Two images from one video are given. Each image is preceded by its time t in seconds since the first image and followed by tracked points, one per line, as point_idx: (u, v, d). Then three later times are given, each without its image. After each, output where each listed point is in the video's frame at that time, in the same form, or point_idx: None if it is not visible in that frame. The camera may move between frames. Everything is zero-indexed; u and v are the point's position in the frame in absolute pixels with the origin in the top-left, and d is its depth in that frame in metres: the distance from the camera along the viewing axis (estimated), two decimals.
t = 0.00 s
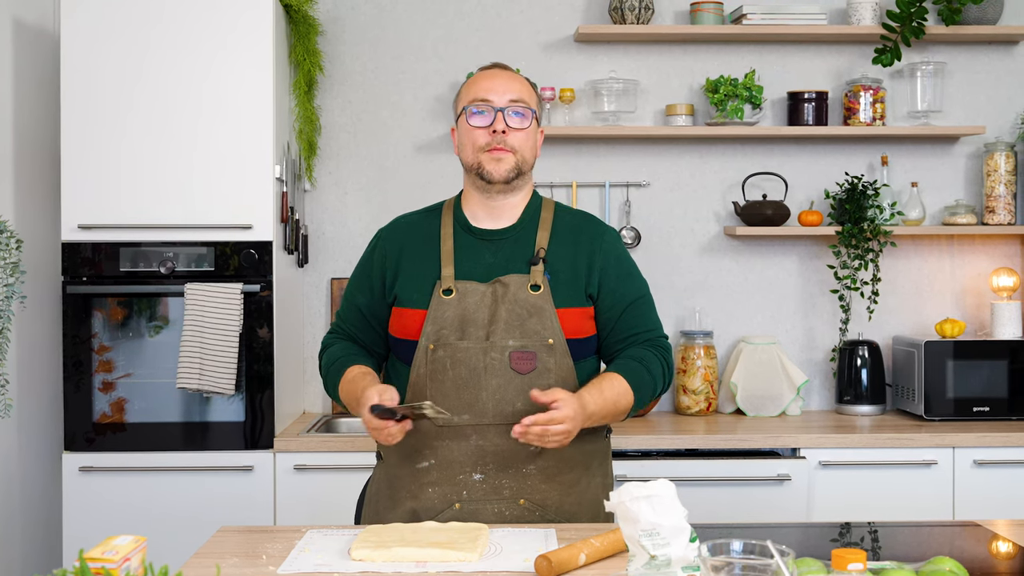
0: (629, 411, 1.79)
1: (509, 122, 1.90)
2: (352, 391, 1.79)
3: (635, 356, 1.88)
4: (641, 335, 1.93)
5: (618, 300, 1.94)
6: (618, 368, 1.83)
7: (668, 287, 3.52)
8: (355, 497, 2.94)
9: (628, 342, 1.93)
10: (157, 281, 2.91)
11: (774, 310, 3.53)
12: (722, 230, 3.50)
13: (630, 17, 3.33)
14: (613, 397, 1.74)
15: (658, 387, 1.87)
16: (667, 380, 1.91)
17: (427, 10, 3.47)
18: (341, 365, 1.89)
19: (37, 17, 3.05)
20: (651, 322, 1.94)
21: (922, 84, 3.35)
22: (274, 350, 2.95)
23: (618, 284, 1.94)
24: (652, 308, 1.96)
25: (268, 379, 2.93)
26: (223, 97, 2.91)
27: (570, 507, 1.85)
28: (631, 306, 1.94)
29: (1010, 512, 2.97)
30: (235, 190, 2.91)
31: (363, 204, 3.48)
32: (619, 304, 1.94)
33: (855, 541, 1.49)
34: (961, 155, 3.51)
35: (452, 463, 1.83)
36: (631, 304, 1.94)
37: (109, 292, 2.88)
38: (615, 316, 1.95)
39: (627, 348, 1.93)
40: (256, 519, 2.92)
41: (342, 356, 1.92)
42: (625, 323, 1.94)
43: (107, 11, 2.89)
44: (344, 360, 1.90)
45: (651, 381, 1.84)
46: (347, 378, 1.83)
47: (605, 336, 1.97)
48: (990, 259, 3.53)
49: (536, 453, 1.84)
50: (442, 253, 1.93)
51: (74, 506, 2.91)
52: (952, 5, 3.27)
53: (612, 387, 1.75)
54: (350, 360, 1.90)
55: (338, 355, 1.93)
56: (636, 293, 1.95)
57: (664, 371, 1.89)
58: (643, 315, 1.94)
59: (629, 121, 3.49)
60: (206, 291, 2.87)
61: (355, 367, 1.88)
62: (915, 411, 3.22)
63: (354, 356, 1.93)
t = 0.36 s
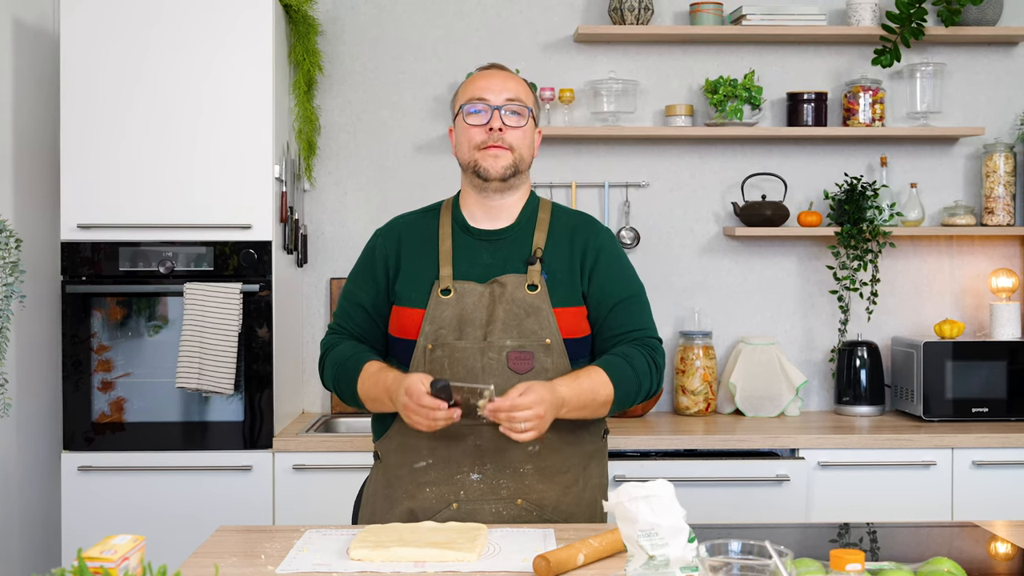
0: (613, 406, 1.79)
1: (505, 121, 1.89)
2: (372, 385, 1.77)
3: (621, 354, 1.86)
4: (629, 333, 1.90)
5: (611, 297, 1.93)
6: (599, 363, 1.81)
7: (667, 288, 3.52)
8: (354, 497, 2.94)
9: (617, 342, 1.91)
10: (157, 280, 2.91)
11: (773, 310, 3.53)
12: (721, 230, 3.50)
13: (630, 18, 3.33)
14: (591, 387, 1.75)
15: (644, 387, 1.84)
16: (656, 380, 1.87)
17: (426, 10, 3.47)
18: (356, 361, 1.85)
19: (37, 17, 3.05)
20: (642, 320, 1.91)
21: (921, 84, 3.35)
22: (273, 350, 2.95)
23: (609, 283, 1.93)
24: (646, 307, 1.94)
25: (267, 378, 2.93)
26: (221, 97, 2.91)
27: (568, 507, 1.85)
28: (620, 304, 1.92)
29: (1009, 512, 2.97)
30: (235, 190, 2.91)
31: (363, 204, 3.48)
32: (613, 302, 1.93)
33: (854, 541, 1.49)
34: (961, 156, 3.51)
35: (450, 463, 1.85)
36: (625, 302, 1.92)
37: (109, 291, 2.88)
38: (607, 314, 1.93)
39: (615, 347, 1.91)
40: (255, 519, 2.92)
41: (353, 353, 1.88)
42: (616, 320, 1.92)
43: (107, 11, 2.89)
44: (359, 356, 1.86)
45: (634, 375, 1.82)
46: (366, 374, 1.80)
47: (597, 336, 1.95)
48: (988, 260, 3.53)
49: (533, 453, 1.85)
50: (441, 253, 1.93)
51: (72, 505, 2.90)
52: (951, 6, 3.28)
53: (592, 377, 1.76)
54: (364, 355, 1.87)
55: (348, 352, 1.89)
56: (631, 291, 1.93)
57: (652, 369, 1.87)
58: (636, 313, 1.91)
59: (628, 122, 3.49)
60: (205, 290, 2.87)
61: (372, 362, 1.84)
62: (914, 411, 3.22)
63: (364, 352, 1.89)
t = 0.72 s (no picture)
0: (618, 414, 1.78)
1: (504, 125, 1.89)
2: (362, 397, 1.78)
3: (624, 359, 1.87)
4: (631, 337, 1.91)
5: (611, 301, 1.93)
6: (605, 372, 1.82)
7: (666, 288, 3.53)
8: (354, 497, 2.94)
9: (618, 346, 1.92)
10: (157, 280, 2.91)
11: (773, 311, 3.53)
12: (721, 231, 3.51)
13: (631, 18, 3.33)
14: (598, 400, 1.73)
15: (647, 391, 1.85)
16: (657, 384, 1.89)
17: (427, 10, 3.48)
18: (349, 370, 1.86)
19: (38, 17, 3.05)
20: (643, 325, 1.93)
21: (922, 86, 3.35)
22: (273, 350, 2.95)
23: (610, 286, 1.94)
24: (646, 310, 1.95)
25: (267, 378, 2.93)
26: (222, 97, 2.91)
27: (566, 508, 1.87)
28: (622, 308, 1.93)
29: (1008, 513, 2.97)
30: (236, 190, 2.92)
31: (363, 204, 3.48)
32: (613, 306, 1.93)
33: (855, 542, 1.50)
34: (961, 158, 3.52)
35: (450, 466, 1.84)
36: (624, 305, 1.93)
37: (109, 291, 2.89)
38: (606, 317, 1.94)
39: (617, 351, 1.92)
40: (255, 518, 2.92)
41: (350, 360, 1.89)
42: (617, 324, 1.93)
43: (108, 12, 2.90)
44: (355, 364, 1.87)
45: (638, 380, 1.83)
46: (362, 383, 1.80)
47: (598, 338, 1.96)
48: (988, 262, 3.53)
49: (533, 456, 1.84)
50: (440, 255, 1.93)
51: (73, 505, 2.91)
52: (952, 8, 3.28)
53: (598, 390, 1.75)
54: (358, 363, 1.87)
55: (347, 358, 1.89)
56: (630, 294, 1.94)
57: (653, 373, 1.88)
58: (635, 317, 1.92)
59: (629, 122, 3.49)
60: (205, 291, 2.87)
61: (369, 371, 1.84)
62: (913, 413, 3.22)
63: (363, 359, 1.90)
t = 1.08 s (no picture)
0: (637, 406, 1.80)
1: (500, 122, 1.89)
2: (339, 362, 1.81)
3: (638, 353, 1.89)
4: (640, 331, 1.94)
5: (615, 300, 1.95)
6: (621, 366, 1.84)
7: (666, 288, 3.53)
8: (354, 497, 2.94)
9: (628, 340, 1.95)
10: (158, 280, 2.92)
11: (773, 311, 3.53)
12: (721, 231, 3.51)
13: (631, 19, 3.33)
14: (627, 393, 1.76)
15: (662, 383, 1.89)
16: (669, 375, 1.92)
17: (427, 11, 3.48)
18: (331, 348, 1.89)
19: (39, 17, 3.05)
20: (648, 318, 1.96)
21: (921, 86, 3.36)
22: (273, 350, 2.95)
23: (611, 283, 1.95)
24: (650, 305, 1.98)
25: (267, 378, 2.93)
26: (222, 97, 2.91)
27: (566, 507, 1.87)
28: (629, 304, 1.95)
29: (1008, 514, 2.97)
30: (236, 190, 2.92)
31: (364, 204, 3.49)
32: (616, 304, 1.95)
33: (854, 542, 1.50)
34: (960, 158, 3.52)
35: (449, 466, 1.85)
36: (627, 304, 1.95)
37: (109, 291, 2.89)
38: (611, 316, 1.96)
39: (627, 345, 1.94)
40: (255, 518, 2.93)
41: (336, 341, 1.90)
42: (623, 323, 1.95)
43: (108, 12, 2.90)
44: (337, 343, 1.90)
45: (654, 371, 1.86)
46: (337, 344, 1.85)
47: (604, 334, 1.98)
48: (988, 262, 3.53)
49: (532, 456, 1.85)
50: (437, 254, 1.92)
51: (73, 504, 2.91)
52: (951, 9, 3.28)
53: (626, 382, 1.78)
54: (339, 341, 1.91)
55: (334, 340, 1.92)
56: (632, 292, 1.96)
57: (665, 365, 1.91)
58: (639, 314, 1.95)
59: (629, 122, 3.49)
60: (205, 291, 2.87)
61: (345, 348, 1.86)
62: (913, 413, 3.23)
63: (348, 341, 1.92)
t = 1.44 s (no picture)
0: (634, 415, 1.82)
1: (496, 128, 1.87)
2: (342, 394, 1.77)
3: (635, 360, 1.89)
4: (638, 335, 1.95)
5: (615, 301, 1.95)
6: (619, 374, 1.85)
7: (666, 288, 3.53)
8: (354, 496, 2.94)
9: (626, 344, 1.95)
10: (158, 280, 2.92)
11: (773, 311, 3.53)
12: (720, 231, 3.51)
13: (631, 19, 3.33)
14: (622, 409, 1.76)
15: (658, 386, 1.91)
16: (665, 379, 1.93)
17: (427, 10, 3.48)
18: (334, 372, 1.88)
19: (38, 17, 3.05)
20: (646, 322, 1.96)
21: (921, 86, 3.36)
22: (273, 349, 2.95)
23: (611, 285, 1.96)
24: (648, 308, 1.98)
25: (267, 378, 2.93)
26: (223, 98, 2.91)
27: (566, 507, 1.89)
28: (628, 306, 1.96)
29: (1007, 513, 2.98)
30: (236, 190, 2.92)
31: (363, 203, 3.49)
32: (616, 306, 1.96)
33: (853, 542, 1.50)
34: (960, 158, 3.52)
35: (449, 467, 1.85)
36: (627, 305, 1.96)
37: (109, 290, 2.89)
38: (611, 318, 1.96)
39: (625, 349, 1.95)
40: (254, 518, 2.93)
41: (337, 361, 1.91)
42: (622, 325, 1.96)
43: (109, 13, 2.90)
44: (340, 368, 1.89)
45: (650, 377, 1.87)
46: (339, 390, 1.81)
47: (602, 336, 1.98)
48: (987, 262, 3.54)
49: (533, 456, 1.85)
50: (437, 255, 1.93)
51: (73, 504, 2.91)
52: (951, 9, 3.28)
53: (622, 397, 1.78)
54: (343, 368, 1.89)
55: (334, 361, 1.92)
56: (632, 294, 1.96)
57: (660, 369, 1.92)
58: (638, 316, 1.96)
59: (629, 122, 3.49)
60: (205, 290, 2.87)
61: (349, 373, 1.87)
62: (912, 412, 3.23)
63: (349, 360, 1.93)
